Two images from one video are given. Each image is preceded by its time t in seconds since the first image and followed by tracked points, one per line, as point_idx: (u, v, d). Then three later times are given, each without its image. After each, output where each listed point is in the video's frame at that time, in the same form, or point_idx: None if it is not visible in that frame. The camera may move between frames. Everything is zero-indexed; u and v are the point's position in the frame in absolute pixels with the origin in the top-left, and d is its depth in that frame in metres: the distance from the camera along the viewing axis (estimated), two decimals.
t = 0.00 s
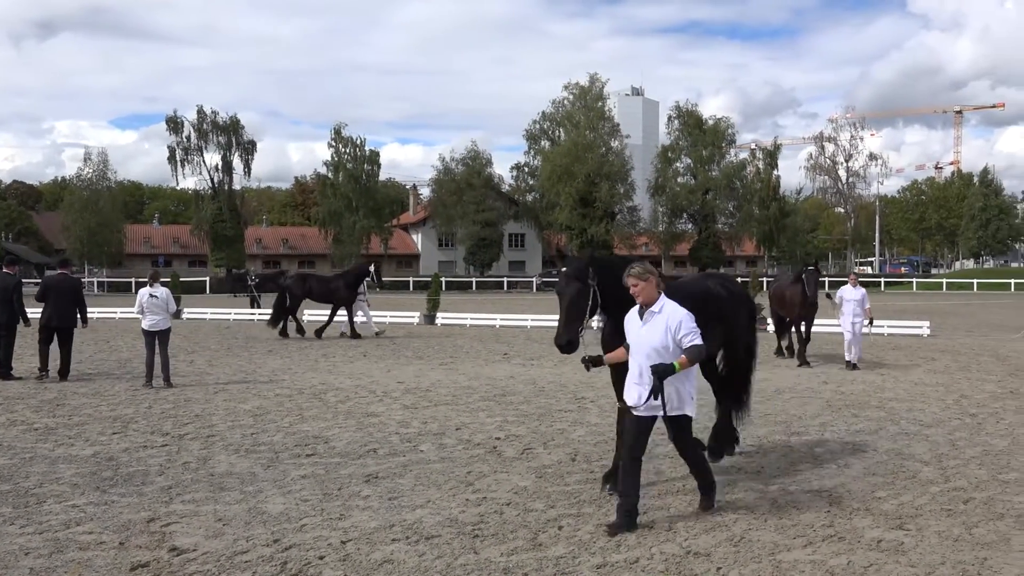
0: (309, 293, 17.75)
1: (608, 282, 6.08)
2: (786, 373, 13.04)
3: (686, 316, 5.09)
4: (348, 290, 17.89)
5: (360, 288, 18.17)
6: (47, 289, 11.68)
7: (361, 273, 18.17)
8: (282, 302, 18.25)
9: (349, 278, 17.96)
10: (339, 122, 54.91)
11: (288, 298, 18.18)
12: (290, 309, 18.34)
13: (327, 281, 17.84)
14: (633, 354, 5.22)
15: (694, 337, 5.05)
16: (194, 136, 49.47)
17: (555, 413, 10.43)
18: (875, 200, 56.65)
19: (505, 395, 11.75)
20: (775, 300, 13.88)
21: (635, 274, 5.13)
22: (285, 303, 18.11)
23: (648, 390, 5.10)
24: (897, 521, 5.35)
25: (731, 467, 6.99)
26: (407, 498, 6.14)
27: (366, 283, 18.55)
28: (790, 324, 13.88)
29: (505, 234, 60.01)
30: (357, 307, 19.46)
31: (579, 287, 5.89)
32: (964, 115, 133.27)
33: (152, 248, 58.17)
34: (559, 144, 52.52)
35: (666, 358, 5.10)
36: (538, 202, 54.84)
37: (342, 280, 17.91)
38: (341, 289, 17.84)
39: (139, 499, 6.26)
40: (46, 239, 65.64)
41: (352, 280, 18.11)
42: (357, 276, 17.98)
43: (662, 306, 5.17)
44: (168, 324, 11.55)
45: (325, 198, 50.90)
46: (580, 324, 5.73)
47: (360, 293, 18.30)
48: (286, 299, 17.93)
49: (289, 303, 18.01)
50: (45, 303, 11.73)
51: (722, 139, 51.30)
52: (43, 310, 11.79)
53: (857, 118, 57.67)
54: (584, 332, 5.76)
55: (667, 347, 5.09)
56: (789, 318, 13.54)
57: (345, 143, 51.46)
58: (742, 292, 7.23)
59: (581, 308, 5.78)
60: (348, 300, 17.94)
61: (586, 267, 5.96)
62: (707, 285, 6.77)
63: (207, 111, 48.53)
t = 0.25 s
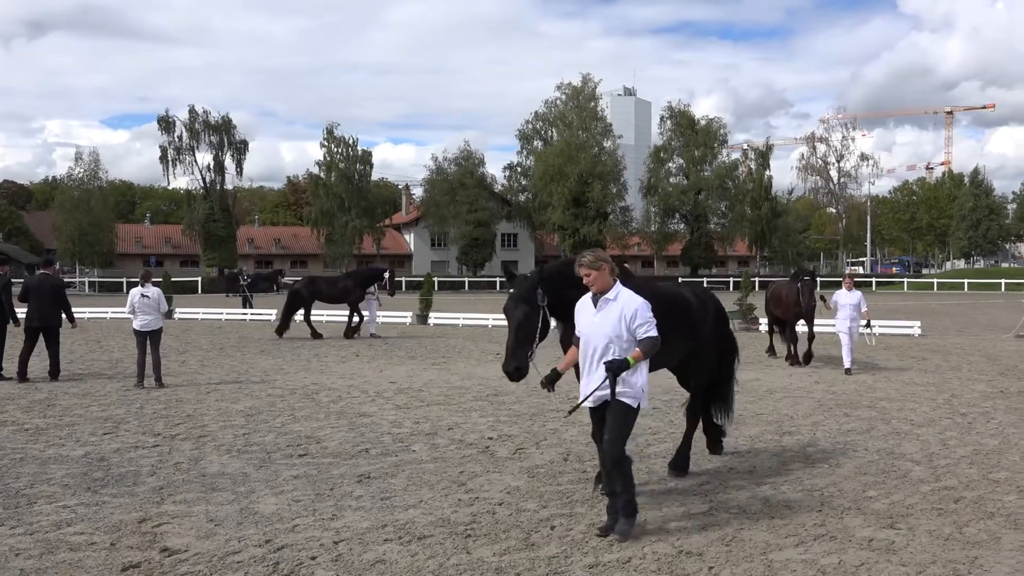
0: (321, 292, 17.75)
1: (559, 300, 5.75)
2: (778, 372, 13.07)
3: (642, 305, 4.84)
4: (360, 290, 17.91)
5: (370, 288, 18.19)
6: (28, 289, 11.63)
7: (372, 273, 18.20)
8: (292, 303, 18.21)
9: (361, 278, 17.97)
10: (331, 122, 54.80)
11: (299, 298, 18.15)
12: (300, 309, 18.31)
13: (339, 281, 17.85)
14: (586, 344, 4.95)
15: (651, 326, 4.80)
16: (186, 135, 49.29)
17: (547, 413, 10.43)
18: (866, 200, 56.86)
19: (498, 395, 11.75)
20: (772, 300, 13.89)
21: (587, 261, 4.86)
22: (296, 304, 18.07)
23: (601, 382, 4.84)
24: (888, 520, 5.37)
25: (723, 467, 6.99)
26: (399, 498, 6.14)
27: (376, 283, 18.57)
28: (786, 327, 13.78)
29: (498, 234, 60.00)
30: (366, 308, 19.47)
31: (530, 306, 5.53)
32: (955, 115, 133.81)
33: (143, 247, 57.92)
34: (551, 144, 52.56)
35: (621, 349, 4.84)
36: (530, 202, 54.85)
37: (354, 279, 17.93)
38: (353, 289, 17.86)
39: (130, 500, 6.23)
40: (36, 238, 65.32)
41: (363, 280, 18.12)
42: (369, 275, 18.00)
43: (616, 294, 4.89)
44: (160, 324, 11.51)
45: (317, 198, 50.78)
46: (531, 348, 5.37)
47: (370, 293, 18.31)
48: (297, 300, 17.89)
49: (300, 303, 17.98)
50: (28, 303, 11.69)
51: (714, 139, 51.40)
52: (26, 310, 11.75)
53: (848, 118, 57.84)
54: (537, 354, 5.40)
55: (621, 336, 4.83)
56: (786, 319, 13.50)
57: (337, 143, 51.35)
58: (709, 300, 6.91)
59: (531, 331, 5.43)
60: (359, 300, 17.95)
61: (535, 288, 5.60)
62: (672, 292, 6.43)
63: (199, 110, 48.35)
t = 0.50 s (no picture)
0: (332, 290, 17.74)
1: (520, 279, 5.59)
2: (770, 372, 13.08)
3: (588, 323, 4.53)
4: (372, 288, 17.88)
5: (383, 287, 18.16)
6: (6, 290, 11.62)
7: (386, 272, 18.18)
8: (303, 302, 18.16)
9: (374, 277, 17.95)
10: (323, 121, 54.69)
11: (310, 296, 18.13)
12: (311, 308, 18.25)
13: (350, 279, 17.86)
14: (528, 366, 4.64)
15: (599, 346, 4.52)
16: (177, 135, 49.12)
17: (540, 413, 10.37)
18: (858, 201, 57.06)
19: (490, 395, 11.72)
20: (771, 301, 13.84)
21: (531, 276, 4.54)
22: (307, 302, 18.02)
23: (544, 405, 4.56)
24: (880, 519, 5.39)
25: (714, 467, 6.99)
26: (393, 497, 6.12)
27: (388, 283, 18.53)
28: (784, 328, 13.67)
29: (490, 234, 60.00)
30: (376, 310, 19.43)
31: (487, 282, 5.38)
32: (946, 116, 134.46)
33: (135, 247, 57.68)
34: (544, 144, 52.59)
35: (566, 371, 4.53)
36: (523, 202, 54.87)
37: (367, 278, 17.92)
38: (365, 287, 17.83)
39: (123, 500, 6.20)
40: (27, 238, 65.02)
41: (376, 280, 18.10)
42: (382, 275, 17.99)
43: (562, 312, 4.58)
44: (152, 324, 11.45)
45: (310, 197, 50.65)
46: (485, 324, 5.27)
47: (382, 293, 18.26)
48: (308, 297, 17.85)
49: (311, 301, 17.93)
50: (7, 303, 11.68)
51: (707, 139, 51.49)
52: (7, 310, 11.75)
53: (840, 118, 58.02)
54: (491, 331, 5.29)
55: (565, 357, 4.52)
56: (783, 319, 13.42)
57: (329, 142, 51.25)
58: (677, 291, 6.84)
59: (487, 306, 5.31)
60: (371, 298, 17.90)
61: (495, 264, 5.44)
62: (639, 285, 6.36)
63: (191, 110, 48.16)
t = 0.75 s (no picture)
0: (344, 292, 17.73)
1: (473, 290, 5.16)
2: (766, 372, 13.09)
3: (537, 311, 4.29)
4: (384, 288, 17.86)
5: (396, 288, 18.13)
6: None
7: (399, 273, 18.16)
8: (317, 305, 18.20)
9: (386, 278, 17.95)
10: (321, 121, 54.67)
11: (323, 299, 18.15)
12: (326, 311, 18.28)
13: (362, 280, 17.86)
14: (475, 351, 4.46)
15: (547, 336, 4.27)
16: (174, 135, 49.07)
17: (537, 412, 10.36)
18: (854, 201, 57.17)
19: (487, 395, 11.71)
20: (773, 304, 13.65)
21: (481, 257, 4.35)
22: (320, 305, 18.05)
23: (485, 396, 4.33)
24: (877, 518, 5.40)
25: (712, 467, 6.99)
26: (390, 498, 6.12)
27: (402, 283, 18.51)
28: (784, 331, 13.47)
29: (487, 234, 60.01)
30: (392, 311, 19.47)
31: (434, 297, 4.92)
32: (942, 117, 134.78)
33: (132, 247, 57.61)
34: (541, 144, 52.63)
35: (510, 360, 4.31)
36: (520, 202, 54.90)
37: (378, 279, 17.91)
38: (377, 288, 17.81)
39: (120, 501, 6.18)
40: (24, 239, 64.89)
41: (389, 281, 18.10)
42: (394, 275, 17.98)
43: (511, 297, 4.36)
44: (148, 324, 11.44)
45: (307, 197, 50.62)
46: (437, 343, 4.82)
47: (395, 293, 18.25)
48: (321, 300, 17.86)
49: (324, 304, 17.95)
50: None
51: (703, 139, 51.56)
52: None
53: (837, 119, 58.11)
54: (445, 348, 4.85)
55: (511, 346, 4.31)
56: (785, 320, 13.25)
57: (327, 142, 51.27)
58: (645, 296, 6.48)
59: (437, 323, 4.87)
60: (384, 299, 17.88)
61: (443, 277, 4.99)
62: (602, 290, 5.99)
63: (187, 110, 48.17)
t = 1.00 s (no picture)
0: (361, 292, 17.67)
1: (411, 299, 4.80)
2: (765, 372, 13.08)
3: (474, 328, 3.94)
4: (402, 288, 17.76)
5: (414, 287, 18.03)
6: None
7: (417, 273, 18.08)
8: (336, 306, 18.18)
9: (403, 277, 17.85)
10: (319, 121, 54.65)
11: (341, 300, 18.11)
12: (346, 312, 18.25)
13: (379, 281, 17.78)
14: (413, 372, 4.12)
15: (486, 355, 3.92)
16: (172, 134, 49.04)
17: (535, 413, 10.34)
18: (852, 200, 57.21)
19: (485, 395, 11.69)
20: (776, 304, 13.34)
21: (413, 271, 4.00)
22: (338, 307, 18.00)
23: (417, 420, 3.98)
24: (875, 518, 5.40)
25: (710, 467, 6.98)
26: (389, 498, 6.12)
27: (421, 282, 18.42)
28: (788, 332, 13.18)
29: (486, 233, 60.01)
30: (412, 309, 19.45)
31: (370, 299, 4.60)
32: (940, 117, 134.92)
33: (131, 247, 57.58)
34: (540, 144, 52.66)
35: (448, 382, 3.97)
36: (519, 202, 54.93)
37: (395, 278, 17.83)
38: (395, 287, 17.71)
39: (118, 501, 6.17)
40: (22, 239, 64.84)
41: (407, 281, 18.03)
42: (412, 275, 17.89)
43: (446, 313, 4.01)
44: (145, 324, 11.44)
45: (305, 197, 50.58)
46: (371, 346, 4.50)
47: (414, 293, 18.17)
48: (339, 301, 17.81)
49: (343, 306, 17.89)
50: None
51: (702, 139, 51.61)
52: None
53: (835, 118, 58.16)
54: (378, 354, 4.54)
55: (446, 366, 3.95)
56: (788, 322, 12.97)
57: (325, 142, 51.26)
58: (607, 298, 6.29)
59: (373, 326, 4.55)
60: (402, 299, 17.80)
61: (379, 278, 4.68)
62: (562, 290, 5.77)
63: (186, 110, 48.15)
